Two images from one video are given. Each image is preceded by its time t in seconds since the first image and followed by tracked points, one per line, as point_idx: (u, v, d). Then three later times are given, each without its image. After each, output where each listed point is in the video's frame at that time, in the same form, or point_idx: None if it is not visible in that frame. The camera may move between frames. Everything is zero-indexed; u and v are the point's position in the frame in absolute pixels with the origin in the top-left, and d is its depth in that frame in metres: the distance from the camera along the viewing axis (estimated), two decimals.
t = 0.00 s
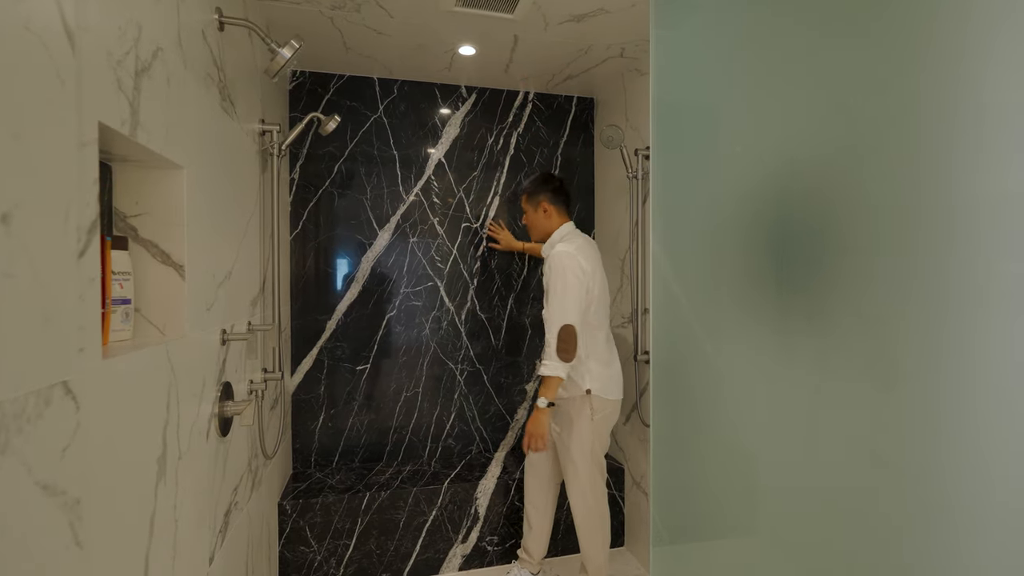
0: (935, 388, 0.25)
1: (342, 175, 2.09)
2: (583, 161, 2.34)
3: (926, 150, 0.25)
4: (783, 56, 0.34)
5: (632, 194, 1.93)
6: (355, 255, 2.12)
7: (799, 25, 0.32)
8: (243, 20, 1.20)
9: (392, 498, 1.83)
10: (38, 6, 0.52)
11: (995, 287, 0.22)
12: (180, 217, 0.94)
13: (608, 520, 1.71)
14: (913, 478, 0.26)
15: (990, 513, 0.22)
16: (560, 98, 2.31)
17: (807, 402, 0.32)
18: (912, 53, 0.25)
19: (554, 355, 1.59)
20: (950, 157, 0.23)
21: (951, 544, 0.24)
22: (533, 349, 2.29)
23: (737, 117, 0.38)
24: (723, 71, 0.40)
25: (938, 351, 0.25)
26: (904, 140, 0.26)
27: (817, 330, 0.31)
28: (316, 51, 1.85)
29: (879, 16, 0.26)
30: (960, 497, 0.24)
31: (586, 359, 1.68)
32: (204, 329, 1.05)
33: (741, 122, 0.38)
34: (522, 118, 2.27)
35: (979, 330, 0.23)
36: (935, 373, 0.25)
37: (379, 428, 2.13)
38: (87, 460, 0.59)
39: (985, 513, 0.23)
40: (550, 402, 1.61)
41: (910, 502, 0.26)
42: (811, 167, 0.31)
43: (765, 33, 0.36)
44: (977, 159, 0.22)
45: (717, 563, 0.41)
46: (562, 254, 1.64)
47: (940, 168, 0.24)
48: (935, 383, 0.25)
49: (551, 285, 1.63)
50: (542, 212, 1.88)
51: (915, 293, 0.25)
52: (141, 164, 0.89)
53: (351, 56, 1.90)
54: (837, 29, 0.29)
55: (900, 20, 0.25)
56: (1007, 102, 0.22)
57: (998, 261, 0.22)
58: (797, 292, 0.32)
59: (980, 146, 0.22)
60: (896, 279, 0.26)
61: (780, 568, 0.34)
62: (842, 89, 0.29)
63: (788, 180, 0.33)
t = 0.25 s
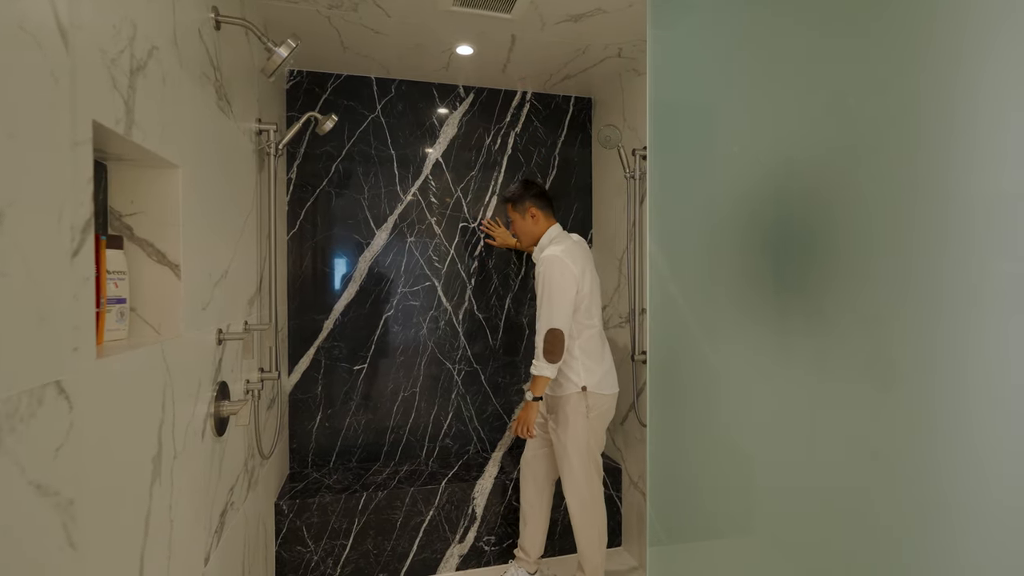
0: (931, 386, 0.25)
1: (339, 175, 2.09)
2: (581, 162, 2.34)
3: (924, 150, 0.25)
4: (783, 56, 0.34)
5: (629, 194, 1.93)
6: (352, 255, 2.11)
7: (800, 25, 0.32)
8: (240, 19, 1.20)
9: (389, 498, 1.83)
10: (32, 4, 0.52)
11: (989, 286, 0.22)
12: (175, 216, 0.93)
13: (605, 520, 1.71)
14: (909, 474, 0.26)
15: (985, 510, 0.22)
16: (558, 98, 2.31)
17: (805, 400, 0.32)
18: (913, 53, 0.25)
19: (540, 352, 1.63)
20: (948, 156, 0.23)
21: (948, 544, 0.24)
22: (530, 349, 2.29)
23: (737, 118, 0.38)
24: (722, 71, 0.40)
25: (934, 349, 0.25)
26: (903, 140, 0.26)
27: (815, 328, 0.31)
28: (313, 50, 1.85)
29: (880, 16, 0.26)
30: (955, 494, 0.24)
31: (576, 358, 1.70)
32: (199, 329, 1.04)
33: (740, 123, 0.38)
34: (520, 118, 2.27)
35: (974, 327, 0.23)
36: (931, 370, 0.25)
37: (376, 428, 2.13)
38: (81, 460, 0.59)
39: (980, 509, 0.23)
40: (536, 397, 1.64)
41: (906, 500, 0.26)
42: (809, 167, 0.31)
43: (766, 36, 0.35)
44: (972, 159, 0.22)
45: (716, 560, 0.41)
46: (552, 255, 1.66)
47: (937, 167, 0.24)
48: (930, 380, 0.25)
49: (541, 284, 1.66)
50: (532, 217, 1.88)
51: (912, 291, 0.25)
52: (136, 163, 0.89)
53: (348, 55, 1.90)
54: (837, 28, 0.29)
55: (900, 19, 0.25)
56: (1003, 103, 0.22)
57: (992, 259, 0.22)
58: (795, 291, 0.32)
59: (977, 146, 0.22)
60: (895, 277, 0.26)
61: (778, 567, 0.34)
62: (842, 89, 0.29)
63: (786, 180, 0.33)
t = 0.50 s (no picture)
0: (931, 387, 0.24)
1: (337, 174, 2.08)
2: (580, 161, 2.34)
3: (924, 150, 0.24)
4: (783, 55, 0.33)
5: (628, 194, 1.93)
6: (350, 255, 2.11)
7: (800, 25, 0.32)
8: (237, 17, 1.19)
9: (387, 499, 1.82)
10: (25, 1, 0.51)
11: (988, 286, 0.22)
12: (172, 216, 0.93)
13: (605, 521, 1.70)
14: (908, 475, 0.25)
15: (984, 511, 0.22)
16: (557, 98, 2.31)
17: (805, 401, 0.32)
18: (912, 53, 0.24)
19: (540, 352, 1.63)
20: (948, 156, 0.23)
21: (949, 544, 0.24)
22: (529, 349, 2.29)
23: (737, 118, 0.38)
24: (722, 71, 0.39)
25: (934, 350, 0.24)
26: (903, 139, 0.25)
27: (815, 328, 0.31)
28: (311, 50, 1.84)
29: (880, 16, 0.26)
30: (955, 494, 0.23)
31: (579, 358, 1.70)
32: (196, 330, 1.04)
33: (740, 123, 0.37)
34: (519, 118, 2.27)
35: (973, 327, 0.22)
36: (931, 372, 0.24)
37: (374, 429, 2.12)
38: (76, 463, 0.58)
39: (979, 510, 0.22)
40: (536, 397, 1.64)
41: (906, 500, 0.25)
42: (809, 167, 0.31)
43: (766, 36, 0.35)
44: (972, 158, 0.22)
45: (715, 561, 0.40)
46: (553, 255, 1.66)
47: (937, 167, 0.23)
48: (930, 381, 0.24)
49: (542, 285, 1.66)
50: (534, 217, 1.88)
51: (911, 291, 0.25)
52: (133, 163, 0.88)
53: (346, 55, 1.89)
54: (837, 29, 0.29)
55: (900, 20, 0.25)
56: (1003, 102, 0.21)
57: (991, 258, 0.22)
58: (794, 291, 0.32)
59: (976, 145, 0.22)
60: (895, 277, 0.26)
61: (778, 568, 0.33)
62: (841, 89, 0.28)
63: (785, 180, 0.33)
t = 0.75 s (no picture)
0: (931, 387, 0.24)
1: (335, 174, 2.08)
2: (578, 161, 2.33)
3: (925, 149, 0.24)
4: (782, 55, 0.33)
5: (627, 194, 1.93)
6: (348, 255, 2.10)
7: (799, 24, 0.32)
8: (234, 16, 1.18)
9: (386, 499, 1.82)
10: None
11: (989, 286, 0.22)
12: (169, 215, 0.92)
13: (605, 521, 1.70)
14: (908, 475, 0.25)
15: (985, 510, 0.22)
16: (555, 98, 2.30)
17: (804, 403, 0.31)
18: (912, 54, 0.24)
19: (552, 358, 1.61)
20: (948, 156, 0.23)
21: (949, 543, 0.23)
22: (527, 350, 2.28)
23: (736, 117, 0.37)
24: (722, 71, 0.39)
25: (934, 350, 0.24)
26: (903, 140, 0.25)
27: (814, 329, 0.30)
28: (309, 49, 1.83)
29: (880, 16, 0.26)
30: (955, 494, 0.23)
31: (586, 359, 1.69)
32: (193, 330, 1.03)
33: (740, 122, 0.37)
34: (518, 118, 2.26)
35: (974, 327, 0.22)
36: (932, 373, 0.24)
37: (373, 429, 2.12)
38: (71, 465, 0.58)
39: (981, 509, 0.22)
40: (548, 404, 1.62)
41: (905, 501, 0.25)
42: (808, 166, 0.31)
43: (766, 36, 0.34)
44: (972, 159, 0.22)
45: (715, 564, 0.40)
46: (561, 259, 1.64)
47: (937, 168, 0.23)
48: (929, 382, 0.24)
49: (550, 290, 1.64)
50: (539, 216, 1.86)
51: (911, 291, 0.25)
52: (129, 162, 0.87)
53: (344, 54, 1.88)
54: (836, 29, 0.28)
55: (900, 20, 0.25)
56: (1005, 103, 0.21)
57: (991, 257, 0.21)
58: (794, 291, 0.32)
59: (977, 145, 0.22)
60: (895, 277, 0.25)
61: (777, 568, 0.33)
62: (840, 88, 0.28)
63: (785, 180, 0.32)
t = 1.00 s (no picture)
0: (932, 389, 0.24)
1: (333, 173, 2.07)
2: (577, 161, 2.33)
3: (924, 150, 0.24)
4: (782, 54, 0.32)
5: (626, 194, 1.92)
6: (346, 255, 2.09)
7: (799, 21, 0.31)
8: (230, 14, 1.17)
9: (384, 500, 1.81)
10: None
11: (990, 286, 0.21)
12: (166, 214, 0.92)
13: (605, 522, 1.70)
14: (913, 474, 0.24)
15: (988, 512, 0.21)
16: (554, 97, 2.30)
17: (803, 404, 0.31)
18: (912, 53, 0.24)
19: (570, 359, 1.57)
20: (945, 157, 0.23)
21: (955, 543, 0.23)
22: (526, 350, 2.28)
23: (737, 117, 0.37)
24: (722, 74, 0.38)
25: (935, 351, 0.23)
26: (902, 139, 0.24)
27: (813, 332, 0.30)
28: (307, 48, 1.83)
29: (881, 16, 0.25)
30: (959, 491, 0.22)
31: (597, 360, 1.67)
32: (190, 330, 1.02)
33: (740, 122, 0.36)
34: (516, 117, 2.26)
35: (976, 328, 0.22)
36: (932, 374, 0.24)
37: (371, 429, 2.11)
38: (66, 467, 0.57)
39: (986, 508, 0.21)
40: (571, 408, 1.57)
41: (906, 501, 0.25)
42: (808, 166, 0.30)
43: (770, 33, 0.34)
44: (973, 158, 0.21)
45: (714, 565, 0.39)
46: (575, 258, 1.62)
47: (937, 167, 0.23)
48: (930, 382, 0.24)
49: (565, 289, 1.60)
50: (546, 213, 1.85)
51: (910, 292, 0.24)
52: (125, 160, 0.87)
53: (342, 53, 1.87)
54: (837, 28, 0.28)
55: (900, 20, 0.24)
56: (1003, 105, 0.21)
57: (993, 258, 0.21)
58: (793, 290, 0.31)
59: (976, 146, 0.21)
60: (895, 278, 0.25)
61: (778, 570, 0.33)
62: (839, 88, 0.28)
63: (784, 180, 0.32)
